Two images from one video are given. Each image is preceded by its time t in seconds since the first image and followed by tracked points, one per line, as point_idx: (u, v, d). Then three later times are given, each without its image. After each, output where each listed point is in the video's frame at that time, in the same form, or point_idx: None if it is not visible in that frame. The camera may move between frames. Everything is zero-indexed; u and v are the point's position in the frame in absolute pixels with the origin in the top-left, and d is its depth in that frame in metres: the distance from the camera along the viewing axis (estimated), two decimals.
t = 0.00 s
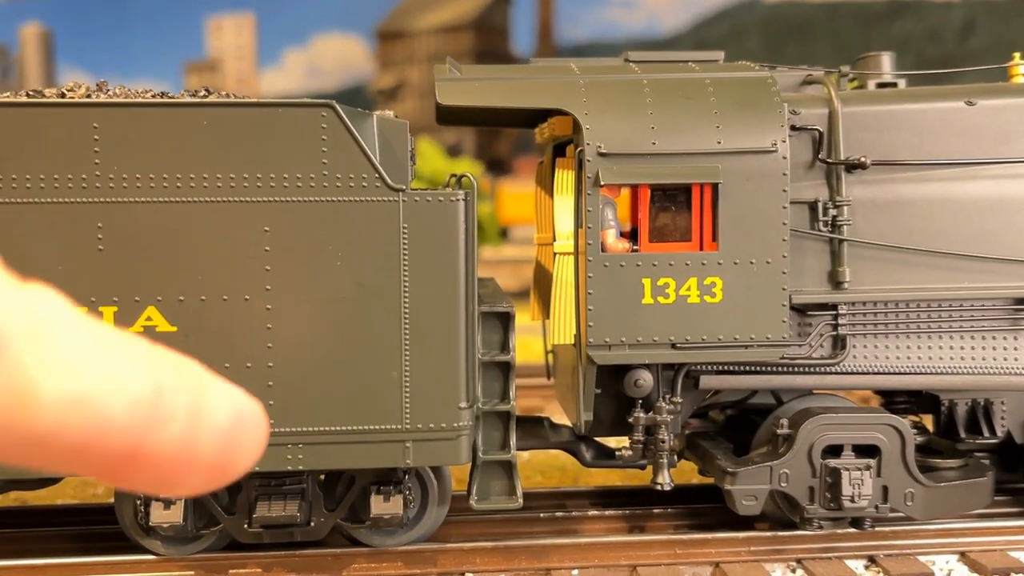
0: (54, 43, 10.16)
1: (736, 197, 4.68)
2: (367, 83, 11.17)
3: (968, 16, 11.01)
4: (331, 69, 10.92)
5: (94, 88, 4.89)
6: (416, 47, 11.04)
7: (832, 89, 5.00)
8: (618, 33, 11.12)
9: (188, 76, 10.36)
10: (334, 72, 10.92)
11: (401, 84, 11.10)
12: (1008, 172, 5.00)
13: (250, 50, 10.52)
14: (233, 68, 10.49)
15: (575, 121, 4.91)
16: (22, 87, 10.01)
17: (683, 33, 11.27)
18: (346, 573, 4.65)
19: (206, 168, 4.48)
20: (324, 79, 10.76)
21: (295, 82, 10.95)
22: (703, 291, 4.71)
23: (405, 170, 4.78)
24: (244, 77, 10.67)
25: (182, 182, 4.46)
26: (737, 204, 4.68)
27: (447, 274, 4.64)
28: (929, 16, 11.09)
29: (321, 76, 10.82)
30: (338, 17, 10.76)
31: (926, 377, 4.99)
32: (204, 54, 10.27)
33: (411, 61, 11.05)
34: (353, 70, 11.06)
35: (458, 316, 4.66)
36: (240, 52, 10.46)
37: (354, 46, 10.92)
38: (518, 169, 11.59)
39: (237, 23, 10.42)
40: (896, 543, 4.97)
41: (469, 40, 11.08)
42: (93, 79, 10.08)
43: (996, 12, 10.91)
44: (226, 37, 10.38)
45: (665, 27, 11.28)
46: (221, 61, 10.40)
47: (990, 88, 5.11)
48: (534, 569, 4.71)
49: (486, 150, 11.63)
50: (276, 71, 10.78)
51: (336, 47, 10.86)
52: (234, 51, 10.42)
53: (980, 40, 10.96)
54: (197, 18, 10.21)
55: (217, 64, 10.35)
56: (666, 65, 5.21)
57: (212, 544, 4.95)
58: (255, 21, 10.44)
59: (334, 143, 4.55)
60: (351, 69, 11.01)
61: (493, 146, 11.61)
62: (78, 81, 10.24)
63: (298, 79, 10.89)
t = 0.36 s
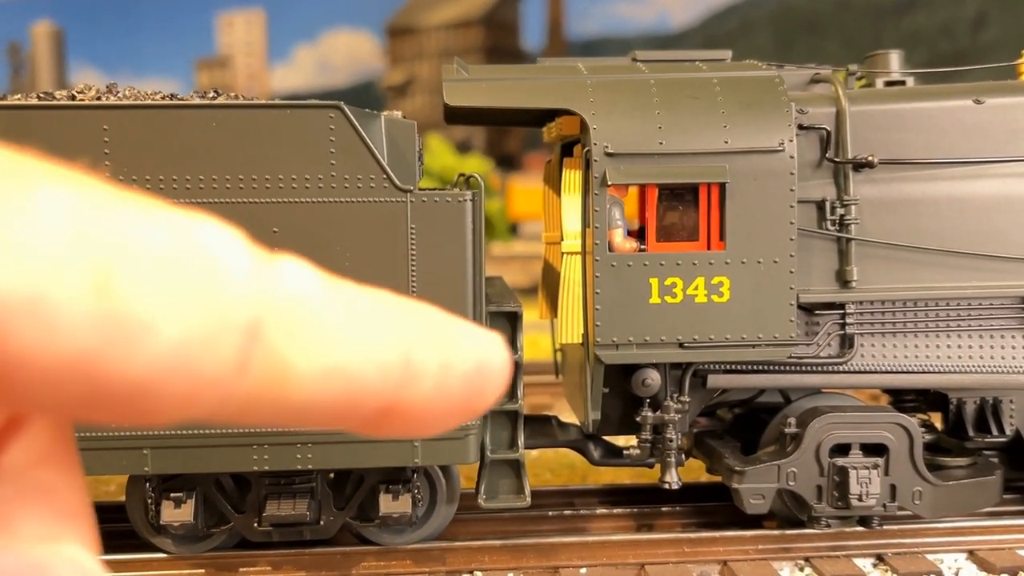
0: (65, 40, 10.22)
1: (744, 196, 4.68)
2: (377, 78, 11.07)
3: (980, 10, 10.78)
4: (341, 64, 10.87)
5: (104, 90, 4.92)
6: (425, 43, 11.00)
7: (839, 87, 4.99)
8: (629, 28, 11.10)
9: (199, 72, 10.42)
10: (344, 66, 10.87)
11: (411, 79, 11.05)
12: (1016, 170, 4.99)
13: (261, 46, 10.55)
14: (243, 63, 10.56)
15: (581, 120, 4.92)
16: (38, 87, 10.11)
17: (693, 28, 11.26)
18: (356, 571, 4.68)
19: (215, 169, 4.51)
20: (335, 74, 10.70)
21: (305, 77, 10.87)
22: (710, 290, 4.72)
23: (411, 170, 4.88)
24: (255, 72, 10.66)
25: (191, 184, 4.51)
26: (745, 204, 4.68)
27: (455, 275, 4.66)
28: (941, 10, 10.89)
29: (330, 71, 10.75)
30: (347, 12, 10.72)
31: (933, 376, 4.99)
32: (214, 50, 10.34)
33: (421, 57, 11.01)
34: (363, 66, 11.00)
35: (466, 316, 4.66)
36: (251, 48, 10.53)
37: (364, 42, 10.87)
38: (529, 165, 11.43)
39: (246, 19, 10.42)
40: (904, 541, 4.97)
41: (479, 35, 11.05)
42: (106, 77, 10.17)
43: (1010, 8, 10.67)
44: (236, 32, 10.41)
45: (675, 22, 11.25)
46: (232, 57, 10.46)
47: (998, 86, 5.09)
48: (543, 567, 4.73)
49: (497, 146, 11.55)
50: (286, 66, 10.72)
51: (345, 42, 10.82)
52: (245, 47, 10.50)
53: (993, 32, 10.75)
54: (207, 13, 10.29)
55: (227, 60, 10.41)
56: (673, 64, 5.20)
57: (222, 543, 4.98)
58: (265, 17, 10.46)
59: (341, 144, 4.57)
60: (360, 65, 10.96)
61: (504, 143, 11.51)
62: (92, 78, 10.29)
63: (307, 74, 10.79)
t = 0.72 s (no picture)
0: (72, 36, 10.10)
1: (758, 194, 4.61)
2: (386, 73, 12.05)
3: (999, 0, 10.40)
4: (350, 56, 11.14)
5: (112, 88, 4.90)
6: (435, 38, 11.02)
7: (855, 84, 4.92)
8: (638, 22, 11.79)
9: (209, 68, 10.50)
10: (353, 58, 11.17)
11: (421, 77, 12.38)
12: None
13: (272, 42, 10.66)
14: (254, 59, 10.64)
15: (593, 118, 4.85)
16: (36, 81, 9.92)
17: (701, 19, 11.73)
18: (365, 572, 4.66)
19: (223, 168, 4.50)
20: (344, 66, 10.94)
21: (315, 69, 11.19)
22: (723, 290, 4.65)
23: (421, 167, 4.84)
24: (264, 68, 10.79)
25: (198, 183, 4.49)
26: (759, 202, 4.61)
27: (465, 274, 4.60)
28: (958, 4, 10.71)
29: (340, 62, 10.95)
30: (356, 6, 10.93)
31: (950, 376, 4.92)
32: (223, 45, 10.45)
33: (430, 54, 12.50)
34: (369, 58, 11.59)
35: (476, 317, 4.62)
36: (259, 43, 10.56)
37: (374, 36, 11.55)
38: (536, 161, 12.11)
39: (254, 13, 10.43)
40: (920, 543, 4.90)
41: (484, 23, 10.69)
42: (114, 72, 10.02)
43: None
44: (245, 28, 10.35)
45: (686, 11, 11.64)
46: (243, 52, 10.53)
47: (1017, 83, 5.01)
48: (553, 569, 4.70)
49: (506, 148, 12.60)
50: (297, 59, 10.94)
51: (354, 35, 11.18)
52: (257, 43, 10.57)
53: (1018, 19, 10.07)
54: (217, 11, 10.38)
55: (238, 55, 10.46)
56: (686, 61, 5.13)
57: (232, 544, 4.92)
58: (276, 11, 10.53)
59: (350, 142, 4.53)
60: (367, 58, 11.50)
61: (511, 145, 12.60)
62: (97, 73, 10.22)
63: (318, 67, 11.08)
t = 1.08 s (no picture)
0: (95, 38, 9.54)
1: (773, 189, 4.69)
2: (401, 74, 10.26)
3: None
4: (368, 62, 10.07)
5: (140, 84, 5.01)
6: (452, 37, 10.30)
7: (870, 81, 4.98)
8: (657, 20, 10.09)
9: (225, 69, 9.72)
10: (369, 64, 10.06)
11: (437, 75, 10.37)
12: None
13: (288, 41, 9.82)
14: (270, 61, 9.87)
15: (611, 113, 4.94)
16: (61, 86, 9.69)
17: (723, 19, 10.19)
18: (386, 560, 4.75)
19: (249, 162, 4.61)
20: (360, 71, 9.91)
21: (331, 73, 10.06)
22: (740, 283, 4.73)
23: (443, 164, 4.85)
24: (281, 68, 9.92)
25: (225, 177, 4.60)
26: (775, 197, 4.69)
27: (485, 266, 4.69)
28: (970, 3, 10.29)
29: (357, 68, 9.99)
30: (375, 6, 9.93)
31: (962, 369, 4.99)
32: (242, 45, 9.68)
33: (446, 52, 10.32)
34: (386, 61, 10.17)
35: (495, 309, 4.72)
36: (277, 44, 9.83)
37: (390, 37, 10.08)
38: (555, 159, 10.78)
39: (273, 13, 9.72)
40: (933, 535, 4.95)
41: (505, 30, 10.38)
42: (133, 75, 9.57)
43: None
44: (263, 28, 9.71)
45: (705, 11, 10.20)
46: (260, 55, 9.82)
47: None
48: (571, 559, 4.76)
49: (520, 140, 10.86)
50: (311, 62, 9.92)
51: (371, 37, 10.02)
52: (272, 43, 9.80)
53: None
54: (234, 9, 9.63)
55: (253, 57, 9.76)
56: (703, 58, 5.21)
57: (258, 531, 5.04)
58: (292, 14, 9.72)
59: (373, 136, 4.63)
60: (384, 60, 10.14)
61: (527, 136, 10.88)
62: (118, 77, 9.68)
63: (333, 71, 9.98)
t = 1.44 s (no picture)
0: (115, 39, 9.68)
1: (792, 187, 4.72)
2: (419, 76, 10.26)
3: None
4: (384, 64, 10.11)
5: (167, 82, 5.09)
6: (467, 40, 10.26)
7: (888, 78, 5.02)
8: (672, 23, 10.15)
9: (244, 71, 9.85)
10: (386, 66, 10.10)
11: (454, 77, 10.33)
12: None
13: (305, 43, 9.91)
14: (288, 62, 9.96)
15: (631, 111, 4.98)
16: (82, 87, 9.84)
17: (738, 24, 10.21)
18: (408, 553, 4.80)
19: (273, 159, 4.67)
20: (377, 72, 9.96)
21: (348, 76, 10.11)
22: (759, 280, 4.76)
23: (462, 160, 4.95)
24: (298, 69, 10.00)
25: (250, 173, 4.67)
26: (795, 194, 4.72)
27: (506, 261, 4.74)
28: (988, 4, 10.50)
29: (374, 70, 10.05)
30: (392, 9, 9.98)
31: (979, 366, 5.02)
32: (259, 47, 9.79)
33: (463, 53, 10.28)
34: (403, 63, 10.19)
35: (516, 304, 4.77)
36: (295, 46, 9.93)
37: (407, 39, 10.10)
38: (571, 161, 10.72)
39: (291, 15, 9.83)
40: (951, 531, 4.97)
41: (522, 31, 10.28)
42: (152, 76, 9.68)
43: None
44: (281, 30, 9.84)
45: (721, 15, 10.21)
46: (277, 56, 9.92)
47: None
48: (590, 552, 4.80)
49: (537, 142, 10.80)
50: (329, 64, 9.99)
51: (388, 39, 10.06)
52: (290, 45, 9.92)
53: None
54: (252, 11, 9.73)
55: (272, 59, 9.86)
56: (722, 57, 5.26)
57: (280, 523, 5.12)
58: (310, 15, 9.81)
59: (396, 134, 4.69)
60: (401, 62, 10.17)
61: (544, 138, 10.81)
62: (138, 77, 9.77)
63: (351, 73, 10.04)
